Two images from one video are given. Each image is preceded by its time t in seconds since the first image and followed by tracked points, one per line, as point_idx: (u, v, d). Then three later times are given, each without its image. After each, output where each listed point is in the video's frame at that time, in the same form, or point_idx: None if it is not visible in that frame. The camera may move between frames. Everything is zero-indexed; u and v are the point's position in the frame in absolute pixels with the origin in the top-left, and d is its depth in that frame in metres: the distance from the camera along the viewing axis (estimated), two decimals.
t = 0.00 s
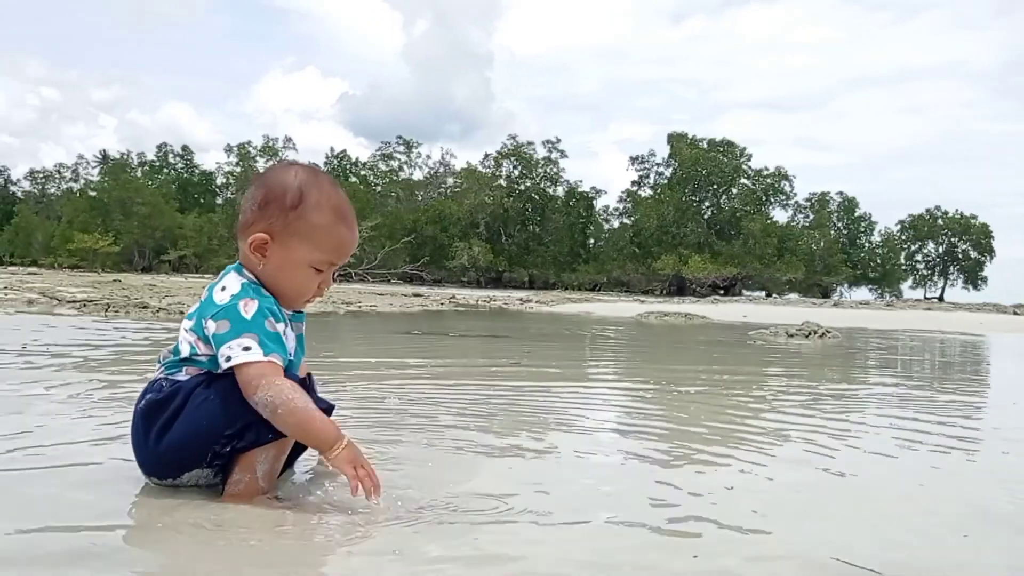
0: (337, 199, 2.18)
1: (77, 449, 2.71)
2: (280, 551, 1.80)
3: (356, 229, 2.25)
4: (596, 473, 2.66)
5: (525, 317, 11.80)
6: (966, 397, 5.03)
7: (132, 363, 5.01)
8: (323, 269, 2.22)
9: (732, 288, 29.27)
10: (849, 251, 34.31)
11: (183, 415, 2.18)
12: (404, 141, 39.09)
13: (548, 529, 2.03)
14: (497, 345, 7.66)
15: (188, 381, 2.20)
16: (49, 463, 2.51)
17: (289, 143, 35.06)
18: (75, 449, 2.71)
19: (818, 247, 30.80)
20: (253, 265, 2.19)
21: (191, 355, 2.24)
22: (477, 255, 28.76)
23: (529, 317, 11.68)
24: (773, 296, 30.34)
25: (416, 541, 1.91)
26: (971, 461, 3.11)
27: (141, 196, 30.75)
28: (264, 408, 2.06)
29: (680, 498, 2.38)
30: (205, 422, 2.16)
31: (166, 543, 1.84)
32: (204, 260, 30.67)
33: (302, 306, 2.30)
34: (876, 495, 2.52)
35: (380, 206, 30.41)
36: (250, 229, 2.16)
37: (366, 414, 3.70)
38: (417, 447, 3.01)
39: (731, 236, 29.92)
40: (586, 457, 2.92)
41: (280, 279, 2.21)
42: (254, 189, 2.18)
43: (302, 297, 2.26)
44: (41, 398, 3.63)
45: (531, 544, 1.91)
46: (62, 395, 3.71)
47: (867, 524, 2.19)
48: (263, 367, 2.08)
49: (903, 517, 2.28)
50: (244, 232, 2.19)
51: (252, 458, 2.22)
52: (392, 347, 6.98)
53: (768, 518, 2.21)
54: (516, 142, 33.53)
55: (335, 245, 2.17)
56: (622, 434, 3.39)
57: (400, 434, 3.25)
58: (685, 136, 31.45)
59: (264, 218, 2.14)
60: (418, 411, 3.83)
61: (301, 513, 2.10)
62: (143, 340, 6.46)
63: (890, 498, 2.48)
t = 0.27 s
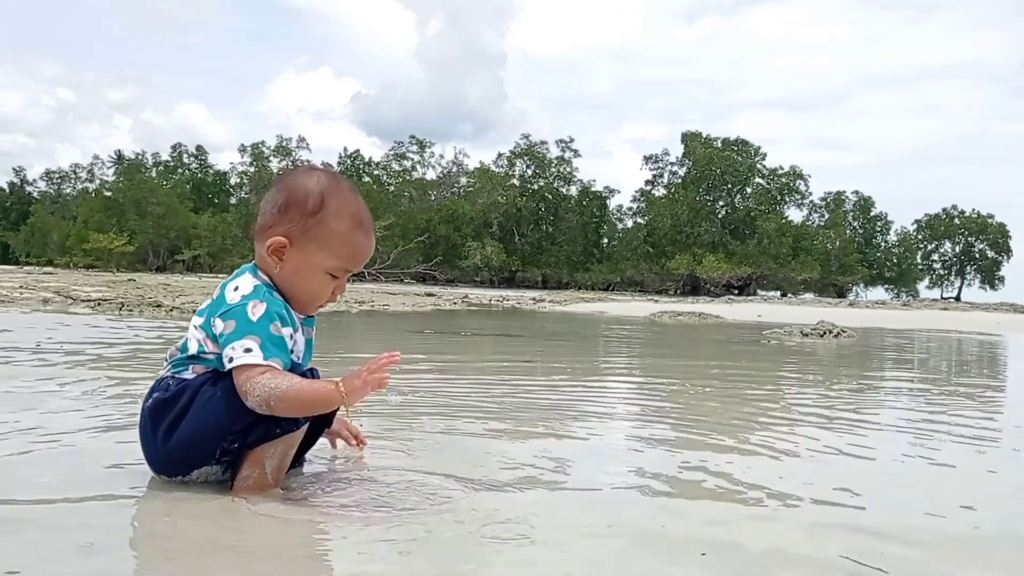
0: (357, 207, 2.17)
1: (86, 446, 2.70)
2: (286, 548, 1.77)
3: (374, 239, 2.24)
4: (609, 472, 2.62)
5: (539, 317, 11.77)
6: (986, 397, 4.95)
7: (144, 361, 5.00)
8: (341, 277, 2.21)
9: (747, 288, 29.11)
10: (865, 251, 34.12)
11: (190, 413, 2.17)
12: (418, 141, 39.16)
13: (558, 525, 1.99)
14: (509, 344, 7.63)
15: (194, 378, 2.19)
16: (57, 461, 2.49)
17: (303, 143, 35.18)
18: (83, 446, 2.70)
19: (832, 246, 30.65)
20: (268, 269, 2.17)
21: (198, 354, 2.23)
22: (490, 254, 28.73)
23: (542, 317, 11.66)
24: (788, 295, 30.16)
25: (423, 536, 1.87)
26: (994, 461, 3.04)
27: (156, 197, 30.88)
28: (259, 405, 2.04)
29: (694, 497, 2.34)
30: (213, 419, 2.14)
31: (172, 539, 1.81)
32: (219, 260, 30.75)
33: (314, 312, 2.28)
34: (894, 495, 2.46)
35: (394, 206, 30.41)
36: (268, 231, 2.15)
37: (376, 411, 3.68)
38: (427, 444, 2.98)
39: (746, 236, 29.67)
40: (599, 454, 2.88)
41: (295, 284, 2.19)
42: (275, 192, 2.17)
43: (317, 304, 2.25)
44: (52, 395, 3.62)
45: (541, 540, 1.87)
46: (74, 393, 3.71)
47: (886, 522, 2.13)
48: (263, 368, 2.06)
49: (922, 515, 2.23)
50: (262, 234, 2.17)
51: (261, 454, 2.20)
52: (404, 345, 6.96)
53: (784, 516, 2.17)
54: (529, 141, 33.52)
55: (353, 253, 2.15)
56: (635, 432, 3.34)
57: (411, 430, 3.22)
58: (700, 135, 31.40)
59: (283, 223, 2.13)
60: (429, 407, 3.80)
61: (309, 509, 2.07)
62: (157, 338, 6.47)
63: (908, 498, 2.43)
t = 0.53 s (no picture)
0: (385, 206, 2.18)
1: (104, 446, 2.71)
2: (301, 552, 1.75)
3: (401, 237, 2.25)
4: (626, 474, 2.60)
5: (553, 316, 11.76)
6: (1008, 399, 4.90)
7: (163, 360, 5.04)
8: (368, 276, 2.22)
9: (762, 287, 29.00)
10: (881, 250, 33.92)
11: (207, 407, 2.19)
12: (432, 141, 39.22)
13: (574, 530, 1.97)
14: (524, 344, 7.62)
15: (210, 371, 2.21)
16: (75, 458, 2.52)
17: (318, 143, 35.31)
18: (101, 445, 2.72)
19: (848, 246, 30.47)
20: (296, 267, 2.17)
21: (220, 348, 2.24)
22: (504, 254, 28.80)
23: (557, 316, 11.65)
24: (804, 295, 30.01)
25: (438, 540, 1.86)
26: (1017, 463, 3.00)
27: (172, 197, 31.12)
28: (335, 409, 2.07)
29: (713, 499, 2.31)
30: (231, 413, 2.16)
31: (188, 541, 1.80)
32: (235, 259, 30.91)
33: (339, 312, 2.28)
34: (916, 497, 2.42)
35: (408, 206, 30.45)
36: (296, 230, 2.15)
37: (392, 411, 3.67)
38: (443, 445, 2.97)
39: (761, 235, 29.46)
40: (616, 456, 2.86)
41: (322, 283, 2.19)
42: (302, 191, 2.17)
43: (344, 303, 2.26)
44: (73, 394, 3.65)
45: (557, 545, 1.85)
46: (93, 391, 3.73)
47: (908, 525, 2.10)
48: (326, 366, 2.08)
49: (944, 518, 2.19)
50: (289, 233, 2.17)
51: (278, 451, 2.20)
52: (421, 345, 6.97)
53: (804, 518, 2.14)
54: (543, 141, 33.55)
55: (381, 250, 2.16)
56: (652, 432, 3.32)
57: (428, 430, 3.22)
58: (715, 134, 31.30)
59: (312, 221, 2.14)
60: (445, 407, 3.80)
61: (324, 512, 2.06)
62: (174, 338, 6.50)
63: (931, 499, 2.39)
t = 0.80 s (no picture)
0: (382, 201, 2.20)
1: (114, 444, 2.70)
2: (300, 547, 1.71)
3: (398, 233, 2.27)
4: (638, 473, 2.55)
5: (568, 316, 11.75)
6: None
7: (177, 359, 5.04)
8: (366, 271, 2.22)
9: (778, 287, 28.87)
10: (898, 250, 33.70)
11: (211, 409, 2.17)
12: (447, 141, 39.27)
13: (580, 527, 1.92)
14: (537, 344, 7.60)
15: (215, 374, 2.19)
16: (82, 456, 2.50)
17: (334, 142, 35.41)
18: (110, 444, 2.71)
19: (865, 246, 30.33)
20: (295, 262, 2.17)
21: (223, 349, 2.22)
22: (519, 254, 28.86)
23: (572, 316, 11.65)
24: (820, 295, 29.85)
25: (439, 537, 1.81)
26: None
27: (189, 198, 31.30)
28: (319, 399, 2.02)
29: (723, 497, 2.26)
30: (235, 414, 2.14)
31: (187, 537, 1.77)
32: (251, 259, 31.03)
33: (340, 308, 2.27)
34: (931, 497, 2.36)
35: (423, 206, 30.48)
36: (295, 226, 2.16)
37: (404, 410, 3.65)
38: (454, 444, 2.93)
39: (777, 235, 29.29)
40: (630, 455, 2.81)
41: (322, 277, 2.19)
42: (299, 189, 2.19)
43: (344, 299, 2.25)
44: (86, 393, 3.65)
45: (559, 544, 1.80)
46: (106, 391, 3.73)
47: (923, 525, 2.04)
48: (319, 358, 2.07)
49: (960, 517, 2.14)
50: (289, 229, 2.18)
51: (283, 451, 2.15)
52: (434, 345, 6.96)
53: (814, 517, 2.09)
54: (558, 141, 33.54)
55: (379, 242, 2.16)
56: (666, 433, 3.27)
57: (440, 430, 3.19)
58: (730, 133, 31.13)
59: (311, 216, 2.15)
60: (456, 408, 3.78)
61: (328, 507, 2.02)
62: (188, 337, 6.53)
63: (945, 497, 2.33)
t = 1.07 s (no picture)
0: (385, 200, 2.23)
1: (122, 438, 2.74)
2: (299, 542, 1.73)
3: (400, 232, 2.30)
4: (638, 468, 2.57)
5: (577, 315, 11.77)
6: None
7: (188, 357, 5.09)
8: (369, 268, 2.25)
9: (789, 287, 28.80)
10: (910, 250, 33.54)
11: (214, 407, 2.20)
12: (457, 141, 39.31)
13: (576, 521, 1.93)
14: (545, 343, 7.62)
15: (217, 372, 2.22)
16: (89, 449, 2.54)
17: (344, 143, 35.54)
18: (119, 436, 2.75)
19: (876, 246, 30.24)
20: (299, 259, 2.20)
21: (224, 348, 2.26)
22: (529, 254, 28.99)
23: (581, 315, 11.67)
24: (831, 295, 29.74)
25: (435, 532, 1.82)
26: None
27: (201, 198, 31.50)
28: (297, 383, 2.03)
29: (720, 492, 2.27)
30: (237, 412, 2.17)
31: (189, 530, 1.80)
32: (263, 260, 31.18)
33: (342, 306, 2.30)
34: (930, 492, 2.36)
35: (433, 206, 30.52)
36: (300, 224, 2.19)
37: (410, 407, 3.68)
38: (458, 441, 2.95)
39: (787, 235, 29.27)
40: (633, 452, 2.82)
41: (326, 273, 2.21)
42: (303, 186, 2.21)
43: (345, 297, 2.28)
44: (98, 390, 3.69)
45: (555, 538, 1.81)
46: (118, 388, 3.78)
47: (918, 520, 2.04)
48: (303, 347, 2.08)
49: (957, 514, 2.13)
50: (293, 226, 2.20)
51: (285, 448, 2.19)
52: (443, 344, 7.00)
53: (811, 511, 2.10)
54: (568, 141, 33.57)
55: (382, 240, 2.19)
56: (669, 431, 3.29)
57: (445, 428, 3.21)
58: (741, 133, 30.98)
59: (315, 214, 2.17)
60: (462, 406, 3.80)
61: (329, 502, 2.04)
62: (198, 335, 6.59)
63: (942, 493, 2.33)
